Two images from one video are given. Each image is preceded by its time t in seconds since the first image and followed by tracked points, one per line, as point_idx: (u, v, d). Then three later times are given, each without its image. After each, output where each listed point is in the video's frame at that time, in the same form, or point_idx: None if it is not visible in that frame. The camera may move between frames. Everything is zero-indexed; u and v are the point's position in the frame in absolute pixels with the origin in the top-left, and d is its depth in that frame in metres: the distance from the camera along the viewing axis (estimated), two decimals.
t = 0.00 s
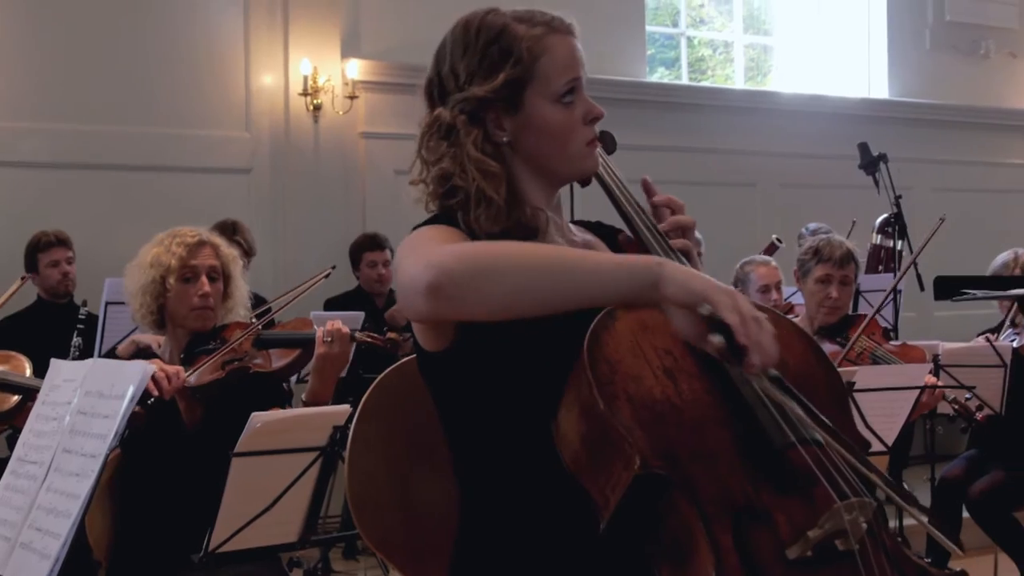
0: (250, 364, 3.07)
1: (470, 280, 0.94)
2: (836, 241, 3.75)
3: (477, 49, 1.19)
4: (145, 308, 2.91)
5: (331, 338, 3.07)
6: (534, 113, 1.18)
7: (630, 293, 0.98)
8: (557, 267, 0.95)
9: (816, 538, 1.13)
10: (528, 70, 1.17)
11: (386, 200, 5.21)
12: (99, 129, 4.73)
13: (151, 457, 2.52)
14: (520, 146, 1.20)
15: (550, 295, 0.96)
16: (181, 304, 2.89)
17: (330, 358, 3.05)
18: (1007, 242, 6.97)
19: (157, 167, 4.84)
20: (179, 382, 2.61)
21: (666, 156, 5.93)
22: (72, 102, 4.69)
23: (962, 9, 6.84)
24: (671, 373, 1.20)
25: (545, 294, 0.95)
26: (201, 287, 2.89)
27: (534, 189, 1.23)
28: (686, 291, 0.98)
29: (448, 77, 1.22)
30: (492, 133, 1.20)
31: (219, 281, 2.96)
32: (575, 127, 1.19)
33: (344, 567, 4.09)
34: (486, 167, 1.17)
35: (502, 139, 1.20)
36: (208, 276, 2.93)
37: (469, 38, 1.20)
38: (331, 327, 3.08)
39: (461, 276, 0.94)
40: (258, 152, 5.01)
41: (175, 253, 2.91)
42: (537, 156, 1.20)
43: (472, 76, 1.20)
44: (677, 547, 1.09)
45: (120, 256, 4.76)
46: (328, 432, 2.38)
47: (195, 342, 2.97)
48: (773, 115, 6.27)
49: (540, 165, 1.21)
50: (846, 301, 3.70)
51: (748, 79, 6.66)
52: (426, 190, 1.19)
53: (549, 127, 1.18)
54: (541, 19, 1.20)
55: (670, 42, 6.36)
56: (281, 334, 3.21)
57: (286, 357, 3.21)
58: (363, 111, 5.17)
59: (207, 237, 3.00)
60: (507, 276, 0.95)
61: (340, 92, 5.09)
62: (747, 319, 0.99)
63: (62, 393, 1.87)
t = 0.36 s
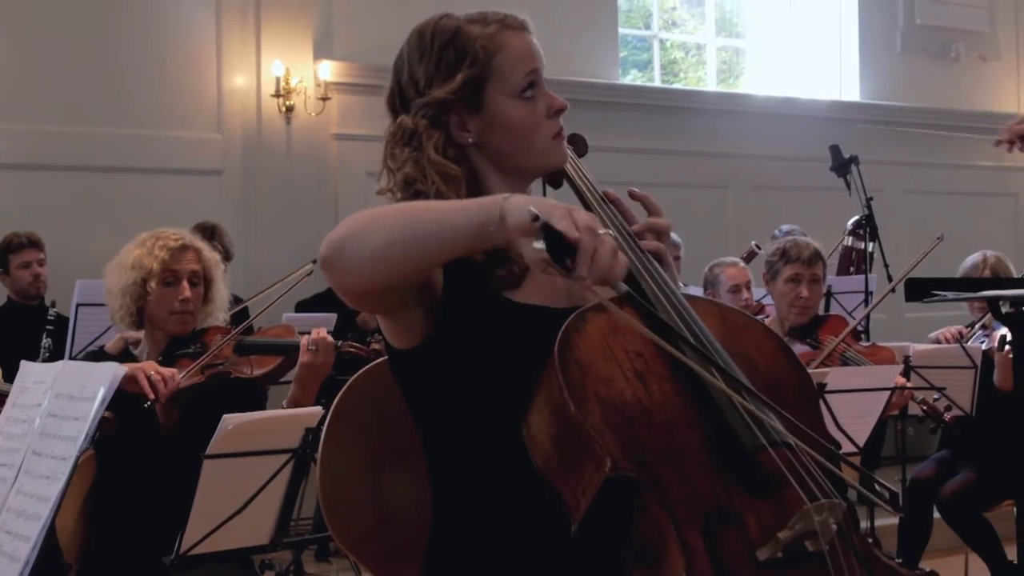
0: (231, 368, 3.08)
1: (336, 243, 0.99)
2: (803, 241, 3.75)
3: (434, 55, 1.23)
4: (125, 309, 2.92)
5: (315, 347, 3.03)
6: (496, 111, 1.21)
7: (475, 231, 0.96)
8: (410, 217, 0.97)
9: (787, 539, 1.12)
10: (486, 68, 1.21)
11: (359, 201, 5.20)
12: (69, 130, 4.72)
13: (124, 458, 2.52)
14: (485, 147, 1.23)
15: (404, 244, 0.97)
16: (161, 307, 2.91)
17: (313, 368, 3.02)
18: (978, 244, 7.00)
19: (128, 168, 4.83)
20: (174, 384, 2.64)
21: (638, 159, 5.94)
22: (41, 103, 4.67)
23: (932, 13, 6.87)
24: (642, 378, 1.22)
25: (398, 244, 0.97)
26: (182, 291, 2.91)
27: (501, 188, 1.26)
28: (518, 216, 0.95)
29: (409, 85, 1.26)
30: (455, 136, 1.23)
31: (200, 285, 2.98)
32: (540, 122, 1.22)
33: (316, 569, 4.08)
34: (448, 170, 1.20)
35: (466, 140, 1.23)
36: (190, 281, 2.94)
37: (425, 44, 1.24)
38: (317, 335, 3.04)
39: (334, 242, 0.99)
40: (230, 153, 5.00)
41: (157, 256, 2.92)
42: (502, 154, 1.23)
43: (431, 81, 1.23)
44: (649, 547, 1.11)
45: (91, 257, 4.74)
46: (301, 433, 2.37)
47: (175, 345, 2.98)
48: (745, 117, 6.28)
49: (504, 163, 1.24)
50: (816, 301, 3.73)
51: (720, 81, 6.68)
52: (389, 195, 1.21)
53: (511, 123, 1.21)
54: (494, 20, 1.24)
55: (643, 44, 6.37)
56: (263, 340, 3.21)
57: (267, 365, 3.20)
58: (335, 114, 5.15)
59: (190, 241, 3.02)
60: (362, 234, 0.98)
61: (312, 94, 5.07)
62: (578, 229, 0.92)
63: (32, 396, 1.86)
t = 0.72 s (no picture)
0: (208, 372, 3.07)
1: (408, 268, 0.95)
2: (769, 242, 3.76)
3: (407, 61, 1.27)
4: (100, 309, 2.89)
5: (294, 350, 3.02)
6: (473, 108, 1.24)
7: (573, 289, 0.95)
8: (496, 260, 0.95)
9: (769, 539, 1.14)
10: (459, 67, 1.24)
11: (333, 202, 5.19)
12: (40, 131, 4.69)
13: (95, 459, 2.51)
14: (464, 144, 1.27)
15: (488, 288, 0.95)
16: (137, 307, 2.89)
17: (291, 371, 3.01)
18: (949, 246, 7.03)
19: (100, 170, 4.80)
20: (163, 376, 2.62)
21: (612, 161, 5.94)
22: (12, 104, 4.64)
23: (904, 16, 6.90)
24: (626, 377, 1.21)
25: (480, 287, 0.95)
26: (157, 291, 2.89)
27: (480, 183, 1.30)
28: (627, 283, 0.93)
29: (384, 93, 1.29)
30: (434, 138, 1.26)
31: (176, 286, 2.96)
32: (517, 115, 1.26)
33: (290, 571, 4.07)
34: (429, 174, 1.22)
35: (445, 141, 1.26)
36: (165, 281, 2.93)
37: (395, 52, 1.28)
38: (296, 340, 3.03)
39: (402, 264, 0.96)
40: (203, 154, 4.98)
41: (132, 256, 2.90)
42: (481, 150, 1.27)
43: (406, 86, 1.27)
44: (632, 548, 1.11)
45: (64, 259, 4.71)
46: (274, 436, 2.35)
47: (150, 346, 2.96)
48: (718, 120, 6.29)
49: (484, 159, 1.28)
50: (785, 300, 3.73)
51: (693, 83, 6.69)
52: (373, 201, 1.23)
53: (489, 118, 1.25)
54: (462, 20, 1.27)
55: (616, 46, 6.37)
56: (241, 344, 3.25)
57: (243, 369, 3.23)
58: (309, 115, 5.14)
59: (165, 242, 3.00)
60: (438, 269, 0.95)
61: (285, 95, 5.05)
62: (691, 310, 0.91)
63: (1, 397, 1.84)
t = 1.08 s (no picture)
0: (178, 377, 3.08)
1: (513, 330, 1.01)
2: (742, 246, 3.79)
3: (396, 59, 1.26)
4: (68, 315, 2.89)
5: (264, 354, 3.01)
6: (465, 110, 1.26)
7: (671, 359, 1.07)
8: (590, 328, 1.03)
9: (753, 538, 1.12)
10: (449, 67, 1.25)
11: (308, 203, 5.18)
12: (15, 131, 4.67)
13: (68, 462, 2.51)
14: (452, 144, 1.28)
15: (581, 354, 1.02)
16: (106, 313, 2.88)
17: (261, 374, 3.01)
18: (924, 249, 7.05)
19: (76, 170, 4.79)
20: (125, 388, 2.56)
21: (589, 162, 5.93)
22: None
23: (879, 18, 6.93)
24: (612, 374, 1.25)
25: (576, 352, 1.02)
26: (126, 296, 2.90)
27: (464, 181, 1.31)
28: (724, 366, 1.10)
29: (372, 89, 1.28)
30: (424, 137, 1.27)
31: (144, 288, 2.96)
32: (506, 117, 1.28)
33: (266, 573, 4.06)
34: (424, 173, 1.22)
35: (435, 140, 1.27)
36: (134, 285, 2.93)
37: (384, 49, 1.27)
38: (266, 343, 3.02)
39: (500, 324, 1.01)
40: (179, 155, 4.96)
41: (100, 261, 2.89)
42: (470, 150, 1.28)
43: (396, 84, 1.26)
44: (616, 548, 1.11)
45: (39, 259, 4.69)
46: (249, 437, 2.33)
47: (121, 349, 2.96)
48: (695, 121, 6.30)
49: (471, 159, 1.29)
50: (758, 305, 3.74)
51: (669, 84, 6.70)
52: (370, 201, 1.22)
53: (480, 118, 1.26)
54: (450, 20, 1.28)
55: (593, 48, 6.38)
56: (210, 345, 3.24)
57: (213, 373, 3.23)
58: (285, 116, 5.13)
59: (134, 243, 2.98)
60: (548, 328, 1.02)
61: (262, 96, 5.05)
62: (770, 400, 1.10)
63: None
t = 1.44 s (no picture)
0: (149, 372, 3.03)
1: (463, 313, 0.99)
2: (722, 246, 3.79)
3: (369, 64, 1.28)
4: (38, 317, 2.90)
5: (234, 348, 3.00)
6: (440, 108, 1.26)
7: (626, 342, 1.06)
8: (544, 309, 1.01)
9: (731, 538, 1.13)
10: (421, 67, 1.26)
11: (287, 204, 5.17)
12: None
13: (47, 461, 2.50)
14: (431, 144, 1.29)
15: (536, 336, 1.02)
16: (75, 314, 2.88)
17: (233, 368, 3.00)
18: (903, 250, 7.07)
19: (55, 171, 4.77)
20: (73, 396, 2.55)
21: (570, 163, 5.93)
22: None
23: (857, 19, 6.95)
24: (589, 375, 1.24)
25: (529, 332, 1.01)
26: (95, 296, 2.89)
27: (444, 182, 1.32)
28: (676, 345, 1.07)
29: (347, 96, 1.30)
30: (402, 138, 1.27)
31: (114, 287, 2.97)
32: (482, 112, 1.28)
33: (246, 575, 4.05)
34: (397, 174, 1.22)
35: (413, 142, 1.27)
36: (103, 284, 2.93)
37: (356, 54, 1.28)
38: (235, 336, 3.01)
39: (451, 306, 1.00)
40: (157, 155, 4.95)
41: (68, 262, 2.89)
42: (449, 149, 1.28)
43: (370, 89, 1.28)
44: (596, 548, 1.11)
45: (17, 260, 4.67)
46: (229, 438, 2.33)
47: (94, 348, 2.93)
48: (674, 123, 6.32)
49: (450, 159, 1.29)
50: (738, 305, 3.75)
51: (650, 86, 6.70)
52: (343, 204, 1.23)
53: (454, 117, 1.26)
54: (422, 20, 1.29)
55: (573, 49, 6.38)
56: (180, 342, 3.19)
57: (184, 371, 3.18)
58: (264, 117, 5.12)
59: (101, 243, 2.98)
60: (497, 312, 1.01)
61: (241, 97, 5.04)
62: (726, 384, 1.09)
63: None
